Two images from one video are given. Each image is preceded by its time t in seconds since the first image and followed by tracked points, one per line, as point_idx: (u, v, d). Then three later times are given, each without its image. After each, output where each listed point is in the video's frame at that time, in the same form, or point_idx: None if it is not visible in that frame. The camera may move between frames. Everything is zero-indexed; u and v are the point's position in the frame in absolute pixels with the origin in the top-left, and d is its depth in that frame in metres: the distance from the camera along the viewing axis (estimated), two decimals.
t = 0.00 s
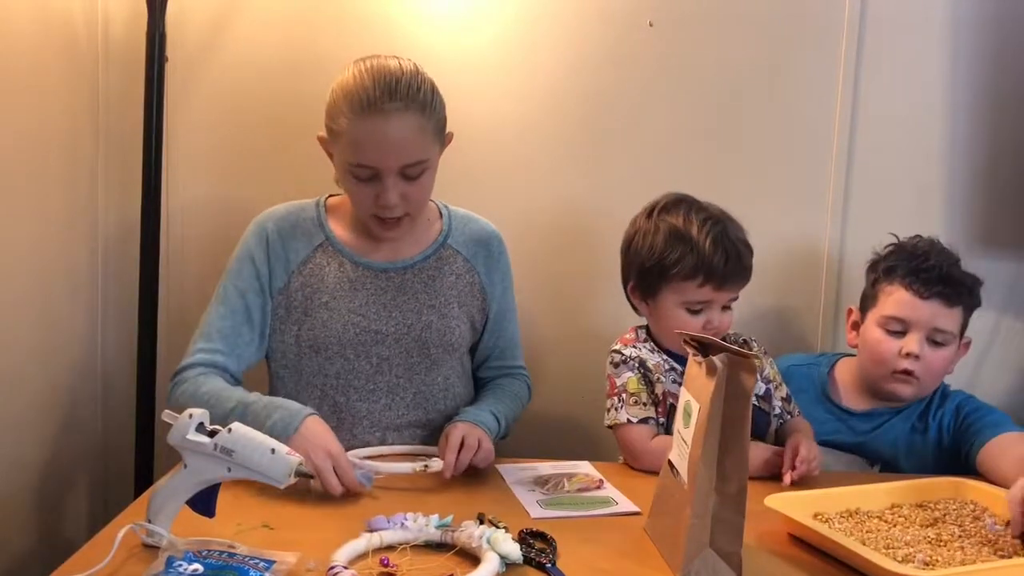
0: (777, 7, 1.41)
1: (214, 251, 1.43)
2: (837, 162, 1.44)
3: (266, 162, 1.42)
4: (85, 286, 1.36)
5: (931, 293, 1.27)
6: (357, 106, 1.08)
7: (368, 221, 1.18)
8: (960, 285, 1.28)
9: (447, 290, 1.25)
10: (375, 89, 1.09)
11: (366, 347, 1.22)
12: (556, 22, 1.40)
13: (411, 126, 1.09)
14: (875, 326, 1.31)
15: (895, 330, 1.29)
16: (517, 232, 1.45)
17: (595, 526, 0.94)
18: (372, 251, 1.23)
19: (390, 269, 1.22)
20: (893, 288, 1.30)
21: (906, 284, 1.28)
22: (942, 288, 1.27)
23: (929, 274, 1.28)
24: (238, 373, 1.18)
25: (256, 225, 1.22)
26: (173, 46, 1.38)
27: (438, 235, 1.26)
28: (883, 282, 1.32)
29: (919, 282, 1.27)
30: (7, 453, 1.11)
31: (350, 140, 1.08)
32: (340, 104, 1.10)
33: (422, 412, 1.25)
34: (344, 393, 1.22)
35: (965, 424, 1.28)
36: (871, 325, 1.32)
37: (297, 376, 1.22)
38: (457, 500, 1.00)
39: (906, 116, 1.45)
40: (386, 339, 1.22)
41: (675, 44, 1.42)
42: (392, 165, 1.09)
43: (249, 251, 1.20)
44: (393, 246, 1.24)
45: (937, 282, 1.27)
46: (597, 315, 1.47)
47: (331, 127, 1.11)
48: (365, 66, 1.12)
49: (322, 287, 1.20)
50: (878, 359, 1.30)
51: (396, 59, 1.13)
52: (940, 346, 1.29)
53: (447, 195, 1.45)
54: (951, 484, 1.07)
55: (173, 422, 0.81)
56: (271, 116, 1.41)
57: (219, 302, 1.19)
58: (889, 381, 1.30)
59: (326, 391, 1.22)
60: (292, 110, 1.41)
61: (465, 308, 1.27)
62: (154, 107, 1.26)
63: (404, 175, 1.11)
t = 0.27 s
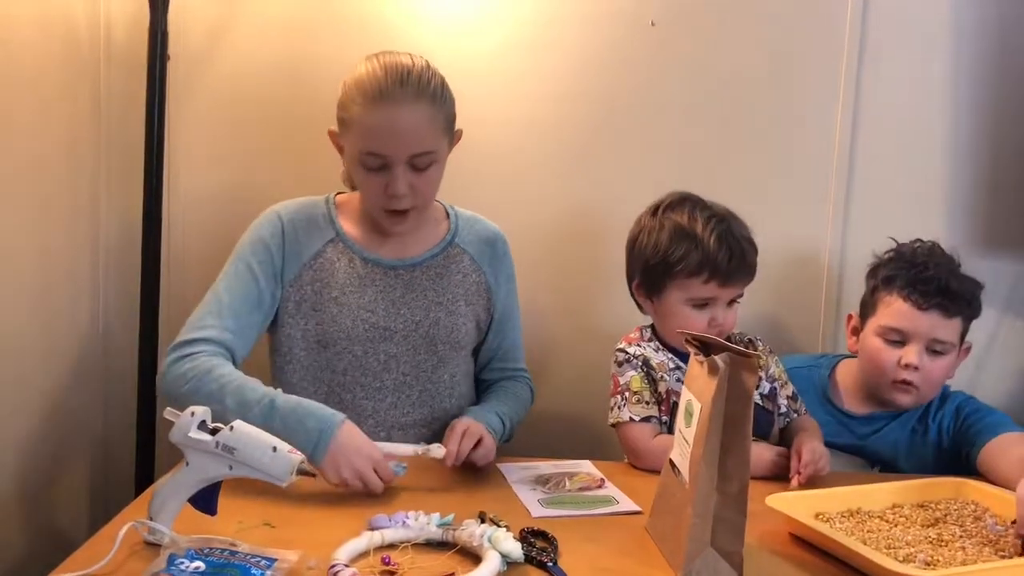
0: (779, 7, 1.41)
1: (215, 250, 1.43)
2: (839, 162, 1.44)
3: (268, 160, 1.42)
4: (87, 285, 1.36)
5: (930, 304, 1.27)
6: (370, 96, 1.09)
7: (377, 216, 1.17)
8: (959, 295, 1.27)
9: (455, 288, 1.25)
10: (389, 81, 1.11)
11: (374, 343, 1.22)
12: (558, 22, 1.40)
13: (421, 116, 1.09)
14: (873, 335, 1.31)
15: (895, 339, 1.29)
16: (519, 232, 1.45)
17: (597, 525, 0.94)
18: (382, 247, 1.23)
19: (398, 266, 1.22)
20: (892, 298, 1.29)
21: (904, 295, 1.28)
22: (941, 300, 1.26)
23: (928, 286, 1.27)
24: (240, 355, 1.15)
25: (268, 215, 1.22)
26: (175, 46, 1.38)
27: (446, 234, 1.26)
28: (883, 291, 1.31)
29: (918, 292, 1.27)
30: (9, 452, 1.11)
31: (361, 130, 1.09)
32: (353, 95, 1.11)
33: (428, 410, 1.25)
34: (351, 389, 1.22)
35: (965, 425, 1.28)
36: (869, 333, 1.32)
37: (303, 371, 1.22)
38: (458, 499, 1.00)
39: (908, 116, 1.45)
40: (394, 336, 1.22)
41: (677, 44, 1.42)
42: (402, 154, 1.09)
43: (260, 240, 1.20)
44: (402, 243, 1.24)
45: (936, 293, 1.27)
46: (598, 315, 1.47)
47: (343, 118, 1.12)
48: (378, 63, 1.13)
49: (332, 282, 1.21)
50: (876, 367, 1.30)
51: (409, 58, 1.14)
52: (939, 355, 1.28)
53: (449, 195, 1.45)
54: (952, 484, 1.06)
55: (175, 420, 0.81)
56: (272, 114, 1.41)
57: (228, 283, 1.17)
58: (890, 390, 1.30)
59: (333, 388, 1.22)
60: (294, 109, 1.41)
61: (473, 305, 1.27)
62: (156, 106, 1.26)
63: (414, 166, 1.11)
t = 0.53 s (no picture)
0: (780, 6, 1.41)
1: (216, 247, 1.43)
2: (841, 161, 1.44)
3: (269, 158, 1.42)
4: (87, 283, 1.36)
5: (930, 307, 1.26)
6: (387, 86, 1.10)
7: (389, 210, 1.17)
8: (959, 299, 1.27)
9: (462, 285, 1.25)
10: (405, 72, 1.11)
11: (381, 339, 1.21)
12: (560, 20, 1.40)
13: (437, 106, 1.10)
14: (873, 338, 1.31)
15: (894, 343, 1.29)
16: (519, 230, 1.45)
17: (597, 523, 0.94)
18: (391, 244, 1.23)
19: (406, 263, 1.22)
20: (893, 300, 1.29)
21: (904, 298, 1.28)
22: (941, 304, 1.26)
23: (928, 289, 1.26)
24: (241, 355, 1.15)
25: (273, 213, 1.23)
26: (176, 43, 1.38)
27: (454, 232, 1.27)
28: (883, 294, 1.31)
29: (918, 296, 1.26)
30: (9, 449, 1.11)
31: (377, 119, 1.09)
32: (368, 87, 1.11)
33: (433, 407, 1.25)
34: (357, 386, 1.21)
35: (964, 425, 1.28)
36: (869, 336, 1.31)
37: (307, 368, 1.21)
38: (459, 497, 1.00)
39: (909, 115, 1.45)
40: (401, 332, 1.22)
41: (678, 43, 1.42)
42: (418, 143, 1.09)
43: (265, 236, 1.20)
44: (411, 240, 1.24)
45: (936, 297, 1.26)
46: (599, 314, 1.47)
47: (358, 109, 1.12)
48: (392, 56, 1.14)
49: (340, 277, 1.21)
50: (876, 370, 1.30)
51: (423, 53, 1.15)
52: (938, 359, 1.28)
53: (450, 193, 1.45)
54: (953, 484, 1.06)
55: (175, 417, 0.81)
56: (273, 112, 1.41)
57: (231, 280, 1.17)
58: (889, 392, 1.30)
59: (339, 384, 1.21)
60: (295, 107, 1.41)
61: (480, 302, 1.27)
62: (158, 103, 1.26)
63: (429, 157, 1.11)
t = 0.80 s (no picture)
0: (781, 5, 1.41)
1: (216, 245, 1.43)
2: (841, 160, 1.44)
3: (268, 156, 1.42)
4: (87, 281, 1.36)
5: (926, 309, 1.26)
6: (395, 74, 1.11)
7: (390, 201, 1.17)
8: (955, 301, 1.27)
9: (464, 284, 1.25)
10: (414, 62, 1.13)
11: (382, 337, 1.21)
12: (560, 19, 1.40)
13: (444, 95, 1.12)
14: (869, 338, 1.31)
15: (890, 343, 1.29)
16: (519, 229, 1.45)
17: (596, 522, 0.94)
18: (394, 240, 1.23)
19: (409, 261, 1.22)
20: (889, 301, 1.29)
21: (901, 299, 1.28)
22: (936, 306, 1.26)
23: (924, 290, 1.26)
24: (243, 351, 1.16)
25: (276, 211, 1.23)
26: (176, 42, 1.38)
27: (457, 231, 1.27)
28: (879, 295, 1.31)
29: (914, 297, 1.26)
30: (9, 447, 1.11)
31: (384, 106, 1.10)
32: (377, 76, 1.13)
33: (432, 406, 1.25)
34: (357, 384, 1.21)
35: (960, 424, 1.28)
36: (865, 337, 1.32)
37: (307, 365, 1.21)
38: (458, 495, 1.00)
39: (909, 114, 1.45)
40: (403, 329, 1.22)
41: (678, 42, 1.42)
42: (424, 131, 1.11)
43: (268, 233, 1.21)
44: (414, 238, 1.24)
45: (932, 299, 1.26)
46: (598, 312, 1.47)
47: (365, 97, 1.13)
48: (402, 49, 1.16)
49: (342, 274, 1.21)
50: (872, 370, 1.30)
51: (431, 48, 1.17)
52: (934, 359, 1.28)
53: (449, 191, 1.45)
54: (952, 484, 1.06)
55: (175, 415, 0.81)
56: (273, 110, 1.41)
57: (232, 277, 1.17)
58: (885, 391, 1.30)
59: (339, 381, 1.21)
60: (294, 106, 1.41)
61: (482, 301, 1.27)
62: (158, 101, 1.26)
63: (434, 146, 1.12)
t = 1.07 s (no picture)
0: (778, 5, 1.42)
1: (213, 245, 1.43)
2: (838, 160, 1.45)
3: (266, 156, 1.42)
4: (85, 281, 1.36)
5: (922, 314, 1.26)
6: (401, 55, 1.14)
7: (389, 188, 1.17)
8: (951, 305, 1.27)
9: (464, 285, 1.25)
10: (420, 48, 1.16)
11: (381, 339, 1.21)
12: (557, 19, 1.40)
13: (448, 77, 1.14)
14: (865, 340, 1.31)
15: (887, 346, 1.29)
16: (517, 229, 1.45)
17: (594, 522, 0.94)
18: (394, 240, 1.23)
19: (408, 262, 1.22)
20: (886, 305, 1.29)
21: (896, 303, 1.28)
22: (933, 311, 1.26)
23: (921, 295, 1.26)
24: (243, 356, 1.16)
25: (274, 213, 1.23)
26: (173, 42, 1.38)
27: (456, 232, 1.27)
28: (876, 299, 1.31)
29: (910, 301, 1.27)
30: (6, 448, 1.11)
31: (389, 84, 1.12)
32: (383, 60, 1.15)
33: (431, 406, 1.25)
34: (356, 385, 1.21)
35: (957, 424, 1.29)
36: (862, 339, 1.32)
37: (308, 366, 1.22)
38: (456, 496, 1.00)
39: (906, 114, 1.45)
40: (402, 330, 1.22)
41: (676, 41, 1.42)
42: (428, 108, 1.12)
43: (267, 236, 1.20)
44: (413, 239, 1.24)
45: (929, 304, 1.26)
46: (596, 312, 1.47)
47: (370, 81, 1.15)
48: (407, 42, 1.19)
49: (341, 275, 1.21)
50: (869, 371, 1.30)
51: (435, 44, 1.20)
52: (931, 362, 1.28)
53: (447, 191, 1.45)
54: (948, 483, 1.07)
55: (173, 415, 0.81)
56: (271, 111, 1.41)
57: (231, 280, 1.17)
58: (881, 393, 1.31)
59: (339, 382, 1.21)
60: (292, 106, 1.41)
61: (481, 302, 1.27)
62: (155, 102, 1.26)
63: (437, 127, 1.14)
